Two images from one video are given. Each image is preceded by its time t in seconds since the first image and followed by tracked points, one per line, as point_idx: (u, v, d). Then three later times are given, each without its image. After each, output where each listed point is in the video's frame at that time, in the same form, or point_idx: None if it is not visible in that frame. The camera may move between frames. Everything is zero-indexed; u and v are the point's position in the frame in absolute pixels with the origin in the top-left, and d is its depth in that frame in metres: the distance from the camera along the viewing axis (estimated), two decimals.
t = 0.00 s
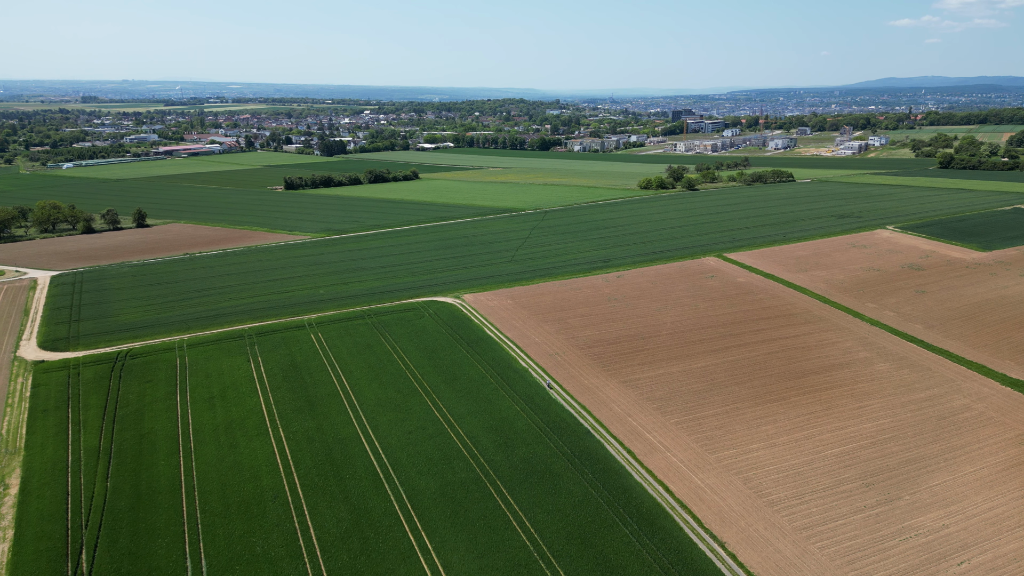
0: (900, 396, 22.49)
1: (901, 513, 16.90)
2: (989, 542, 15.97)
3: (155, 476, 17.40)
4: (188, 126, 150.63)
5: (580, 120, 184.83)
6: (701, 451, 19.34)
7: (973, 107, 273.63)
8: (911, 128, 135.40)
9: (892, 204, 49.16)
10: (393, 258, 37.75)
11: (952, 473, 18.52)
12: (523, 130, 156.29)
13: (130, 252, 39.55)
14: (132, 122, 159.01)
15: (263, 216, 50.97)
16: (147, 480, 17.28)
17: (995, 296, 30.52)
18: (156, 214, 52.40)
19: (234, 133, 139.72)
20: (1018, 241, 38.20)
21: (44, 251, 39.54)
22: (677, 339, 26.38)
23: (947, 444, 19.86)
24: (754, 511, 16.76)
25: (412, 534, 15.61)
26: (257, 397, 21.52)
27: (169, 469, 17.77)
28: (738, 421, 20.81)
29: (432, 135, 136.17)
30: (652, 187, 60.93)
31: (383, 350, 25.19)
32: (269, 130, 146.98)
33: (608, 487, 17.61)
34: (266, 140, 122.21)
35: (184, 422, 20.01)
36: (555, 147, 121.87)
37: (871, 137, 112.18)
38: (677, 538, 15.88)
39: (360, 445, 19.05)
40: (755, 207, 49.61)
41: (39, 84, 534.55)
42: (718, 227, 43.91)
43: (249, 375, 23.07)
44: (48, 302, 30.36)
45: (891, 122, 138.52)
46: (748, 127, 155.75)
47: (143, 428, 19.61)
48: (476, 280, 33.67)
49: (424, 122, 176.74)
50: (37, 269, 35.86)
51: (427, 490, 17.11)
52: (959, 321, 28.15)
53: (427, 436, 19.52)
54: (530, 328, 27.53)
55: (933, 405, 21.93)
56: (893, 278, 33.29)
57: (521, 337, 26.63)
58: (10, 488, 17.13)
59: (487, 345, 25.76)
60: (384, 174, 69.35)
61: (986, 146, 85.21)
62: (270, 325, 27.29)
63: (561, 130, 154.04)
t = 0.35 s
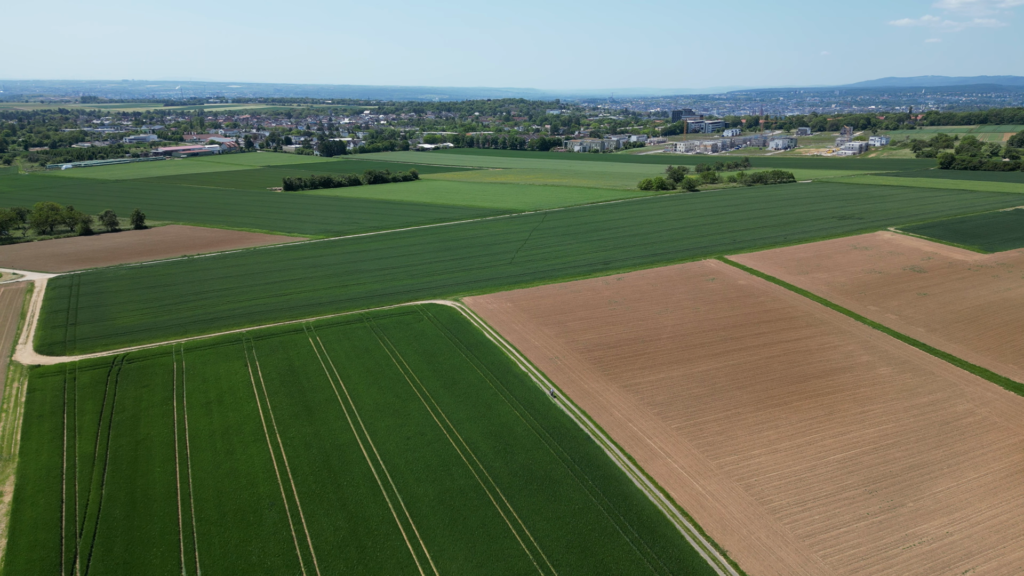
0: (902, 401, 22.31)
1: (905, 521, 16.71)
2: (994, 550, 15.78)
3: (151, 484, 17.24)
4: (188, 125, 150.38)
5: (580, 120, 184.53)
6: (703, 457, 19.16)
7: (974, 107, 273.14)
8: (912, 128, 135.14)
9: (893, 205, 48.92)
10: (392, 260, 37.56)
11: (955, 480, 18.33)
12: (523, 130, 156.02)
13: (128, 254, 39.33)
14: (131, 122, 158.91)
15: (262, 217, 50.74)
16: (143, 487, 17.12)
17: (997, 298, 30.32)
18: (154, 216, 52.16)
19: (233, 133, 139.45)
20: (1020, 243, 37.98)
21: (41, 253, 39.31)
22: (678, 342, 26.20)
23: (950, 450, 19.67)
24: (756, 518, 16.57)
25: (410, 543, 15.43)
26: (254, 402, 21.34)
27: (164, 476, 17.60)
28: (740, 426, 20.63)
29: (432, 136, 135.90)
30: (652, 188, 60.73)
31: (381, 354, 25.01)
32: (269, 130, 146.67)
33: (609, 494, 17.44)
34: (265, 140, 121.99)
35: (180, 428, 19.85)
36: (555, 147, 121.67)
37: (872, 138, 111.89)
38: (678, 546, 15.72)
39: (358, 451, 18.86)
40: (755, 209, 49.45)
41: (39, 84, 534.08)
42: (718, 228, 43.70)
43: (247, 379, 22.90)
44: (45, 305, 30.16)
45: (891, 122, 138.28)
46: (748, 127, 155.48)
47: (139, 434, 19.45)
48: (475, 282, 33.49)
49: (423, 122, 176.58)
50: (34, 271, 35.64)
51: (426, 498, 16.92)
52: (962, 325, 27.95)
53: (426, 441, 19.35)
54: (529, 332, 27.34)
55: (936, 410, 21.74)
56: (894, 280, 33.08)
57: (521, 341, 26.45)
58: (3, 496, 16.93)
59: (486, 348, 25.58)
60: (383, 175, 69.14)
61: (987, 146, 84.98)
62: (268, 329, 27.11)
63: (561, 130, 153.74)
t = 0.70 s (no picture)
0: (904, 406, 22.13)
1: (909, 529, 16.53)
2: (998, 558, 15.59)
3: (146, 492, 17.06)
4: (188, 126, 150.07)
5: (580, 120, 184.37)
6: (704, 463, 18.96)
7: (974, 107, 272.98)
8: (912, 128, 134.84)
9: (895, 206, 48.73)
10: (391, 262, 37.38)
11: (959, 487, 18.15)
12: (523, 130, 155.66)
13: (126, 256, 39.16)
14: (130, 122, 158.54)
15: (261, 219, 50.56)
16: (138, 495, 16.93)
17: (1000, 301, 30.14)
18: (153, 217, 51.96)
19: (232, 134, 139.12)
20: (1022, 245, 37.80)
21: (39, 255, 39.12)
22: (678, 346, 26.01)
23: (954, 455, 19.49)
24: (758, 526, 16.39)
25: (408, 553, 15.23)
26: (251, 408, 21.16)
27: (160, 483, 17.42)
28: (741, 432, 20.45)
29: (432, 136, 135.59)
30: (652, 189, 60.56)
31: (380, 358, 24.82)
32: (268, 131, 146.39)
33: (609, 501, 17.26)
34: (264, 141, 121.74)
35: (176, 434, 19.66)
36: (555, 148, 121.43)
37: (872, 138, 111.59)
38: (680, 554, 15.54)
39: (356, 458, 18.68)
40: (756, 210, 49.27)
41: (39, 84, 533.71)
42: (719, 230, 43.53)
43: (244, 384, 22.71)
44: (42, 308, 29.99)
45: (891, 123, 138.14)
46: (749, 127, 155.13)
47: (135, 441, 19.28)
48: (474, 285, 33.31)
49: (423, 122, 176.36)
50: (31, 274, 35.42)
51: (424, 506, 16.74)
52: (964, 328, 27.76)
53: (424, 448, 19.16)
54: (529, 335, 27.15)
55: (939, 415, 21.56)
56: (896, 283, 32.90)
57: (520, 345, 26.27)
58: None
59: (485, 353, 25.39)
60: (383, 176, 68.98)
61: (988, 147, 84.77)
62: (266, 333, 26.92)
63: (561, 130, 153.45)
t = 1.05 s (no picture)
0: (907, 411, 21.94)
1: (912, 537, 16.35)
2: (1003, 567, 15.40)
3: (141, 500, 16.88)
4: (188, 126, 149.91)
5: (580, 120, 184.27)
6: (706, 470, 18.77)
7: (976, 107, 272.26)
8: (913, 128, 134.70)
9: (896, 208, 48.56)
10: (390, 264, 37.19)
11: (963, 494, 17.96)
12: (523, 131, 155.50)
13: (124, 258, 38.98)
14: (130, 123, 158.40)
15: (260, 220, 50.39)
16: (133, 503, 16.75)
17: (1002, 304, 29.96)
18: (151, 219, 51.78)
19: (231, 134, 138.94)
20: None
21: (36, 257, 38.93)
22: (679, 350, 25.82)
23: (957, 462, 19.31)
24: (760, 535, 16.20)
25: (406, 562, 15.05)
26: (248, 413, 20.99)
27: (156, 491, 17.25)
28: (742, 438, 20.26)
29: (432, 137, 135.50)
30: (652, 190, 60.40)
31: (379, 363, 24.61)
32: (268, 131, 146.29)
33: (609, 509, 17.08)
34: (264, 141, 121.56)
35: (172, 440, 19.48)
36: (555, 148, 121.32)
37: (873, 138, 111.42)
38: (680, 564, 15.36)
39: (354, 464, 18.50)
40: (756, 212, 49.10)
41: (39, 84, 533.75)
42: (719, 232, 43.36)
43: (241, 389, 22.52)
44: (38, 312, 29.79)
45: (891, 123, 137.96)
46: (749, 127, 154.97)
47: (130, 448, 19.11)
48: (474, 288, 33.12)
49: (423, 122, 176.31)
50: (29, 276, 35.26)
51: (422, 514, 16.56)
52: (967, 332, 27.58)
53: (423, 454, 18.97)
54: (529, 339, 26.96)
55: (942, 421, 21.38)
56: (898, 285, 32.72)
57: (520, 349, 26.08)
58: None
59: (484, 357, 25.20)
60: (383, 177, 68.84)
61: (989, 147, 84.52)
62: (264, 336, 26.75)
63: (560, 130, 153.34)
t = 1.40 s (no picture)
0: (910, 416, 21.76)
1: (916, 545, 16.17)
2: None
3: (136, 507, 16.70)
4: (187, 126, 149.69)
5: (580, 120, 184.14)
6: (707, 477, 18.58)
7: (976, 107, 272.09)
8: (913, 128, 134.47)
9: (897, 209, 48.38)
10: (388, 267, 36.99)
11: (966, 501, 17.78)
12: (523, 131, 155.31)
13: (122, 260, 38.77)
14: (130, 123, 158.34)
15: (258, 222, 50.19)
16: (128, 511, 16.58)
17: (1005, 307, 29.76)
18: (150, 220, 51.58)
19: (231, 134, 138.79)
20: None
21: (34, 259, 38.73)
22: (679, 354, 25.64)
23: (961, 468, 19.13)
24: (762, 543, 16.02)
25: (403, 571, 14.86)
26: (245, 419, 20.81)
27: (151, 498, 17.07)
28: (744, 444, 20.09)
29: (431, 137, 135.36)
30: (652, 191, 60.23)
31: (377, 367, 24.42)
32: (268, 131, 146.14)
33: (609, 517, 16.90)
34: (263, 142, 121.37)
35: (168, 447, 19.33)
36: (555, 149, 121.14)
37: (873, 139, 111.25)
38: (681, 573, 15.18)
39: (352, 472, 18.31)
40: (757, 213, 48.93)
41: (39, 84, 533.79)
42: (720, 234, 43.17)
43: (238, 394, 22.33)
44: (35, 315, 29.59)
45: (891, 123, 137.75)
46: (749, 127, 154.83)
47: (126, 454, 18.95)
48: (473, 291, 32.94)
49: (423, 122, 176.11)
50: (26, 279, 35.07)
51: (420, 522, 16.37)
52: (969, 335, 27.39)
53: (421, 461, 18.79)
54: (528, 343, 26.79)
55: (945, 426, 21.20)
56: (899, 288, 32.54)
57: (519, 352, 25.90)
58: None
59: (483, 361, 25.04)
60: (382, 178, 68.70)
61: (990, 148, 84.28)
62: (262, 340, 26.58)
63: (561, 130, 153.17)
